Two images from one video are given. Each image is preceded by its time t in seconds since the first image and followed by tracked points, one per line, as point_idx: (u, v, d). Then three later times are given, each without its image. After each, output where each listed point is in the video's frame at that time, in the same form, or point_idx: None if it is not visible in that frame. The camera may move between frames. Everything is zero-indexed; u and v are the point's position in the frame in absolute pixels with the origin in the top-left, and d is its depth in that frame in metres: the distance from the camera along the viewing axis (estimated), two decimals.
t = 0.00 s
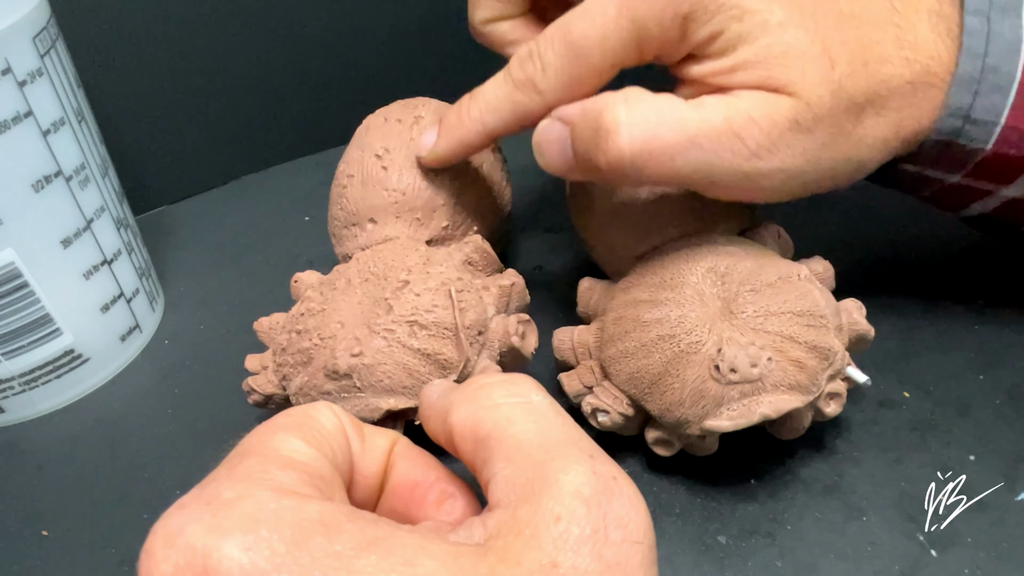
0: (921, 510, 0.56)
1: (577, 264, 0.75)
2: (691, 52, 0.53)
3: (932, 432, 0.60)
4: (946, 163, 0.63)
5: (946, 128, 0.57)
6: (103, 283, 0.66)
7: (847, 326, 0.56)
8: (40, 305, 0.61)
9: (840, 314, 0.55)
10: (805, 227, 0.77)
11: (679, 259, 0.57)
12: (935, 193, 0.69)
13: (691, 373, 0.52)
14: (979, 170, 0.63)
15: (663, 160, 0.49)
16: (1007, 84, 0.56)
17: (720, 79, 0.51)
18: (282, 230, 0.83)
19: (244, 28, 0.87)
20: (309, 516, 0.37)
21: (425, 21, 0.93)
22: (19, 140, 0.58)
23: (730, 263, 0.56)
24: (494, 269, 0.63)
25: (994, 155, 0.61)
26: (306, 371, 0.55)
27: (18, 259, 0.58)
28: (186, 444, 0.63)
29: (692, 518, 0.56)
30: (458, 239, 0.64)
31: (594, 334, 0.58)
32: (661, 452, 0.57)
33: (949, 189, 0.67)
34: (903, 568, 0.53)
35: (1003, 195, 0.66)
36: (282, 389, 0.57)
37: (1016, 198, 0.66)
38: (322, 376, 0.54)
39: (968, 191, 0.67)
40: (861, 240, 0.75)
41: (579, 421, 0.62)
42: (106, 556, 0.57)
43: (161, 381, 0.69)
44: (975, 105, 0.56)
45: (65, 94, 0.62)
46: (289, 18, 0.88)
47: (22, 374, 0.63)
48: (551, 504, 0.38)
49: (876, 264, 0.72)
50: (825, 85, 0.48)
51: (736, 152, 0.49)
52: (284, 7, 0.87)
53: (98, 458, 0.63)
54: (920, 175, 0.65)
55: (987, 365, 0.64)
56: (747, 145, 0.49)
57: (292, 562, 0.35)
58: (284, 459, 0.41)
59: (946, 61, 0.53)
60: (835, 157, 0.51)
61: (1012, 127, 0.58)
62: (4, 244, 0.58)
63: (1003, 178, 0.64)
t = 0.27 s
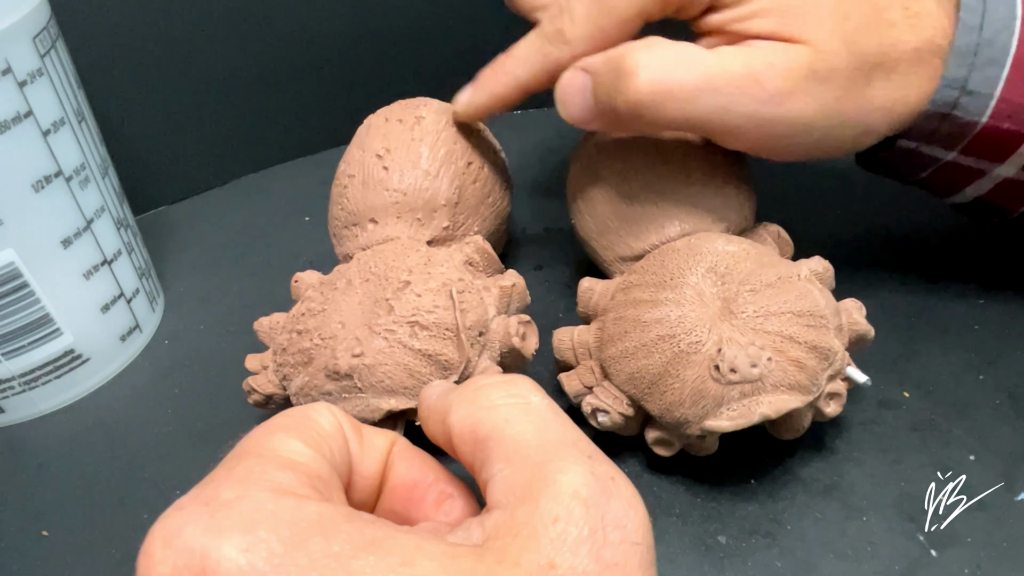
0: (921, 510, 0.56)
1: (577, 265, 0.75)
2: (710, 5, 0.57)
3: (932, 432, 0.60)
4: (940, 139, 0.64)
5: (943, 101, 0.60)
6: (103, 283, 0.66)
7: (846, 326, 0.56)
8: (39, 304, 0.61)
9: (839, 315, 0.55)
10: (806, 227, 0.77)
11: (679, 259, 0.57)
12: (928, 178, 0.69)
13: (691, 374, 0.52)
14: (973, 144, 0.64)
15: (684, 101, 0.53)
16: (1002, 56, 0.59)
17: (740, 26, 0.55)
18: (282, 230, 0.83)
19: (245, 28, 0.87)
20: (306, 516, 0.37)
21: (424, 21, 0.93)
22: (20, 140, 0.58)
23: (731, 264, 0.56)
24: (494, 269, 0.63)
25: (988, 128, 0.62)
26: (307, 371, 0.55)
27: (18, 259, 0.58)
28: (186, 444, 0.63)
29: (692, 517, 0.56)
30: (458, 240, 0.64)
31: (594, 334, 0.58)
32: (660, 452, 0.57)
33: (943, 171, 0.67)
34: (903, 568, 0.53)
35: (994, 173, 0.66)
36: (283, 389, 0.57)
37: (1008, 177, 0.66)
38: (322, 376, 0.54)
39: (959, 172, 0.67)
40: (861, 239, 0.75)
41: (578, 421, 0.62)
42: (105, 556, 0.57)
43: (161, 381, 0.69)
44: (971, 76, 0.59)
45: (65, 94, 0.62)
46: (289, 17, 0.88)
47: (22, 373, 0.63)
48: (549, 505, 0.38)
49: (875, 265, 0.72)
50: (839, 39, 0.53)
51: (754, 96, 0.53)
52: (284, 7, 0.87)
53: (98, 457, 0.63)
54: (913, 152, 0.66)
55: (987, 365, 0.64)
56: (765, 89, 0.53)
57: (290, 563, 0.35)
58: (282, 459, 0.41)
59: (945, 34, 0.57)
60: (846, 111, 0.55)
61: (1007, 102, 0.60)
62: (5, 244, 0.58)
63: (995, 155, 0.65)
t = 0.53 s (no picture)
0: (921, 510, 0.56)
1: (577, 265, 0.75)
2: (727, 84, 0.55)
3: (931, 432, 0.60)
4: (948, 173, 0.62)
5: (946, 136, 0.57)
6: (102, 284, 0.66)
7: (847, 327, 0.56)
8: (40, 305, 0.61)
9: (839, 316, 0.55)
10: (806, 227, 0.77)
11: (679, 259, 0.57)
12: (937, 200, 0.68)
13: (691, 374, 0.52)
14: (980, 177, 0.63)
15: (735, 183, 0.51)
16: (1001, 85, 0.57)
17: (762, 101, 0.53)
18: (282, 230, 0.83)
19: (245, 28, 0.87)
20: (305, 519, 0.37)
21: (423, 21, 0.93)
22: (20, 140, 0.58)
23: (731, 264, 0.56)
24: (494, 269, 0.63)
25: (993, 159, 0.61)
26: (307, 371, 0.55)
27: (18, 259, 0.58)
28: (187, 444, 0.63)
29: (692, 517, 0.56)
30: (458, 240, 0.64)
31: (594, 334, 0.58)
32: (660, 452, 0.57)
33: (952, 198, 0.67)
34: (903, 568, 0.53)
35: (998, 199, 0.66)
36: (283, 389, 0.57)
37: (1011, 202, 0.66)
38: (323, 376, 0.54)
39: (966, 199, 0.67)
40: (861, 240, 0.75)
41: (578, 421, 0.62)
42: (106, 556, 0.57)
43: (161, 381, 0.69)
44: (971, 111, 0.56)
45: (65, 94, 0.62)
46: (289, 17, 0.88)
47: (23, 373, 0.63)
48: (548, 507, 0.38)
49: (875, 265, 0.72)
50: (868, 96, 0.51)
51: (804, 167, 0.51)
52: (283, 8, 0.87)
53: (98, 457, 0.63)
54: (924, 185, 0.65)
55: (987, 365, 0.64)
56: (809, 156, 0.51)
57: (289, 566, 0.35)
58: (280, 462, 0.41)
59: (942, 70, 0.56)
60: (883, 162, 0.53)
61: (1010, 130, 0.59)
62: (5, 244, 0.58)
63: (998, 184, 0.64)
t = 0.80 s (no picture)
0: (921, 510, 0.56)
1: (577, 265, 0.75)
2: (722, 66, 0.55)
3: (932, 432, 0.60)
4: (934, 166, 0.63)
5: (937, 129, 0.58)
6: (102, 284, 0.66)
7: (847, 327, 0.56)
8: (39, 305, 0.61)
9: (840, 316, 0.55)
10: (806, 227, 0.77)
11: (679, 259, 0.57)
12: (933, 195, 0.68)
13: (691, 374, 0.52)
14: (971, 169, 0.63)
15: (721, 155, 0.51)
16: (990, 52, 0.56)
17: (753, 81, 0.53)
18: (282, 230, 0.83)
19: (245, 29, 0.87)
20: (305, 520, 0.37)
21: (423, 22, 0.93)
22: (20, 141, 0.58)
23: (731, 264, 0.56)
24: (494, 269, 0.63)
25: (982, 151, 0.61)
26: (306, 371, 0.55)
27: (18, 260, 0.58)
28: (186, 444, 0.63)
29: (692, 517, 0.56)
30: (458, 240, 0.63)
31: (594, 334, 0.58)
32: (660, 452, 0.56)
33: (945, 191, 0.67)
34: (904, 568, 0.53)
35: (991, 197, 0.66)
36: (282, 389, 0.57)
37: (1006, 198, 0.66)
38: (322, 376, 0.54)
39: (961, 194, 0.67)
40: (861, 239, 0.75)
41: (578, 421, 0.62)
42: (105, 556, 0.57)
43: (161, 381, 0.69)
44: (961, 104, 0.57)
45: (65, 94, 0.62)
46: (289, 18, 0.88)
47: (23, 374, 0.63)
48: (548, 508, 0.38)
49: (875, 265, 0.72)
50: (857, 79, 0.51)
51: (789, 144, 0.51)
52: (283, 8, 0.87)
53: (98, 458, 0.63)
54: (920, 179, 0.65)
55: (987, 365, 0.64)
56: (796, 133, 0.51)
57: (289, 567, 0.35)
58: (280, 463, 0.41)
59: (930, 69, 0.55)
60: (870, 148, 0.53)
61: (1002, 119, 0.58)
62: (5, 244, 0.58)
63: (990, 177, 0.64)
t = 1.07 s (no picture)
0: (921, 510, 0.56)
1: (577, 265, 0.75)
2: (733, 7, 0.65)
3: (932, 432, 0.60)
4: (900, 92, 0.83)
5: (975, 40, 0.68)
6: (103, 283, 0.66)
7: (847, 327, 0.56)
8: (39, 305, 0.61)
9: (840, 316, 0.55)
10: (806, 227, 0.77)
11: (680, 260, 0.57)
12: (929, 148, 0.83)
13: (691, 374, 0.52)
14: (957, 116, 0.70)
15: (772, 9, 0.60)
16: None
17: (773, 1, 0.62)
18: (282, 230, 0.83)
19: (245, 28, 0.87)
20: (304, 520, 0.37)
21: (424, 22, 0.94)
22: (20, 141, 0.58)
23: (731, 264, 0.56)
24: (495, 269, 0.63)
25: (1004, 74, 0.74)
26: (306, 372, 0.55)
27: (18, 260, 0.58)
28: (187, 444, 0.63)
29: (692, 517, 0.56)
30: (458, 240, 0.63)
31: (594, 334, 0.58)
32: (660, 452, 0.57)
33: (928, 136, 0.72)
34: (904, 568, 0.53)
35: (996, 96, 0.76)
36: (283, 389, 0.57)
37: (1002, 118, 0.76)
38: (323, 376, 0.54)
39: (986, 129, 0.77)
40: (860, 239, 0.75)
41: (578, 421, 0.62)
42: (106, 556, 0.57)
43: (161, 381, 0.69)
44: None
45: (65, 94, 0.62)
46: (289, 18, 0.88)
47: (23, 374, 0.63)
48: (548, 508, 0.38)
49: (875, 264, 0.72)
50: None
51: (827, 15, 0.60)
52: (283, 8, 0.87)
53: (98, 458, 0.63)
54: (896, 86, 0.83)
55: (987, 365, 0.64)
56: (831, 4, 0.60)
57: (289, 567, 0.35)
58: (280, 463, 0.41)
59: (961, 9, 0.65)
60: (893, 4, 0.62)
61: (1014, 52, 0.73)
62: (5, 244, 0.58)
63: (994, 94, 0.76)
